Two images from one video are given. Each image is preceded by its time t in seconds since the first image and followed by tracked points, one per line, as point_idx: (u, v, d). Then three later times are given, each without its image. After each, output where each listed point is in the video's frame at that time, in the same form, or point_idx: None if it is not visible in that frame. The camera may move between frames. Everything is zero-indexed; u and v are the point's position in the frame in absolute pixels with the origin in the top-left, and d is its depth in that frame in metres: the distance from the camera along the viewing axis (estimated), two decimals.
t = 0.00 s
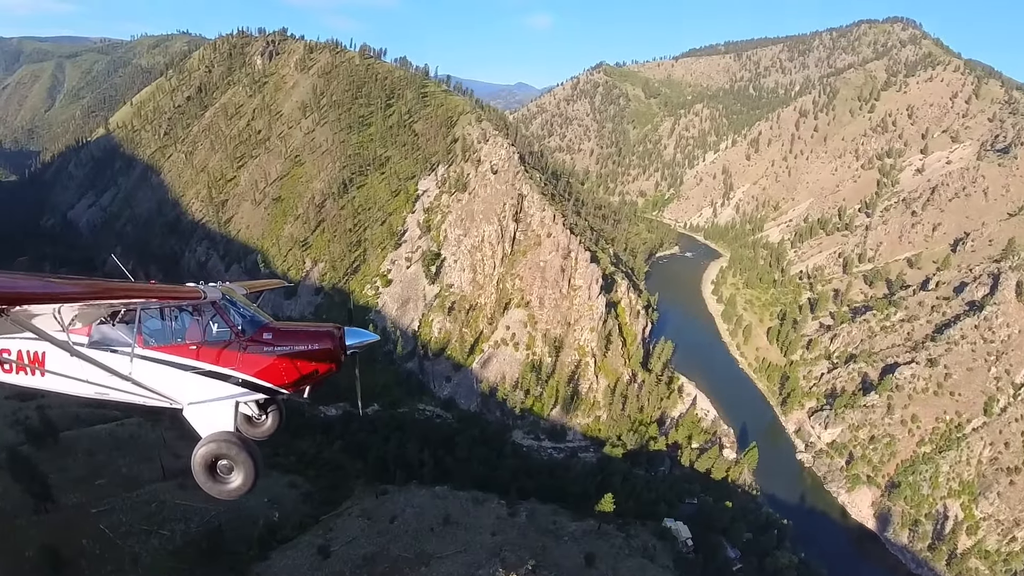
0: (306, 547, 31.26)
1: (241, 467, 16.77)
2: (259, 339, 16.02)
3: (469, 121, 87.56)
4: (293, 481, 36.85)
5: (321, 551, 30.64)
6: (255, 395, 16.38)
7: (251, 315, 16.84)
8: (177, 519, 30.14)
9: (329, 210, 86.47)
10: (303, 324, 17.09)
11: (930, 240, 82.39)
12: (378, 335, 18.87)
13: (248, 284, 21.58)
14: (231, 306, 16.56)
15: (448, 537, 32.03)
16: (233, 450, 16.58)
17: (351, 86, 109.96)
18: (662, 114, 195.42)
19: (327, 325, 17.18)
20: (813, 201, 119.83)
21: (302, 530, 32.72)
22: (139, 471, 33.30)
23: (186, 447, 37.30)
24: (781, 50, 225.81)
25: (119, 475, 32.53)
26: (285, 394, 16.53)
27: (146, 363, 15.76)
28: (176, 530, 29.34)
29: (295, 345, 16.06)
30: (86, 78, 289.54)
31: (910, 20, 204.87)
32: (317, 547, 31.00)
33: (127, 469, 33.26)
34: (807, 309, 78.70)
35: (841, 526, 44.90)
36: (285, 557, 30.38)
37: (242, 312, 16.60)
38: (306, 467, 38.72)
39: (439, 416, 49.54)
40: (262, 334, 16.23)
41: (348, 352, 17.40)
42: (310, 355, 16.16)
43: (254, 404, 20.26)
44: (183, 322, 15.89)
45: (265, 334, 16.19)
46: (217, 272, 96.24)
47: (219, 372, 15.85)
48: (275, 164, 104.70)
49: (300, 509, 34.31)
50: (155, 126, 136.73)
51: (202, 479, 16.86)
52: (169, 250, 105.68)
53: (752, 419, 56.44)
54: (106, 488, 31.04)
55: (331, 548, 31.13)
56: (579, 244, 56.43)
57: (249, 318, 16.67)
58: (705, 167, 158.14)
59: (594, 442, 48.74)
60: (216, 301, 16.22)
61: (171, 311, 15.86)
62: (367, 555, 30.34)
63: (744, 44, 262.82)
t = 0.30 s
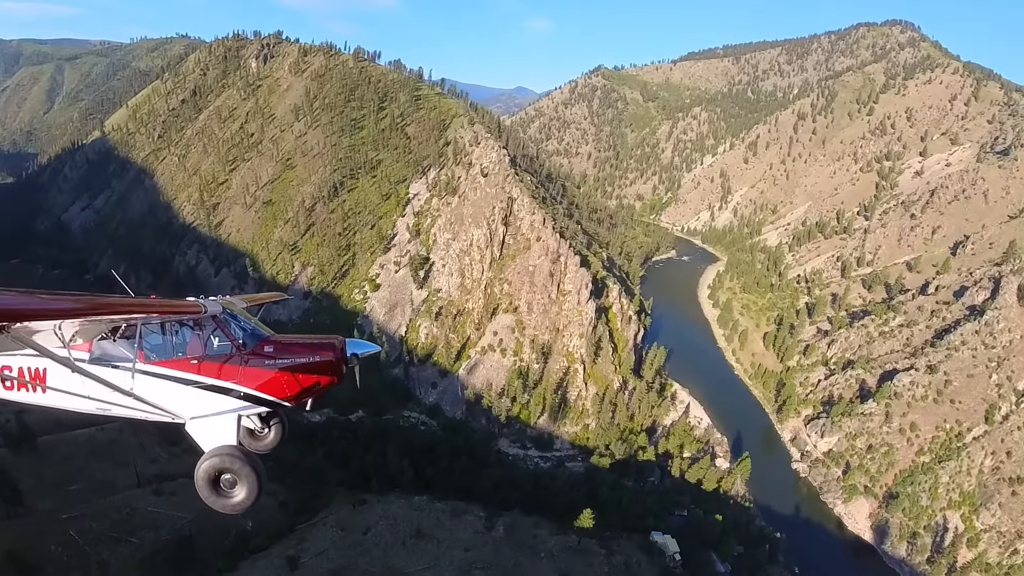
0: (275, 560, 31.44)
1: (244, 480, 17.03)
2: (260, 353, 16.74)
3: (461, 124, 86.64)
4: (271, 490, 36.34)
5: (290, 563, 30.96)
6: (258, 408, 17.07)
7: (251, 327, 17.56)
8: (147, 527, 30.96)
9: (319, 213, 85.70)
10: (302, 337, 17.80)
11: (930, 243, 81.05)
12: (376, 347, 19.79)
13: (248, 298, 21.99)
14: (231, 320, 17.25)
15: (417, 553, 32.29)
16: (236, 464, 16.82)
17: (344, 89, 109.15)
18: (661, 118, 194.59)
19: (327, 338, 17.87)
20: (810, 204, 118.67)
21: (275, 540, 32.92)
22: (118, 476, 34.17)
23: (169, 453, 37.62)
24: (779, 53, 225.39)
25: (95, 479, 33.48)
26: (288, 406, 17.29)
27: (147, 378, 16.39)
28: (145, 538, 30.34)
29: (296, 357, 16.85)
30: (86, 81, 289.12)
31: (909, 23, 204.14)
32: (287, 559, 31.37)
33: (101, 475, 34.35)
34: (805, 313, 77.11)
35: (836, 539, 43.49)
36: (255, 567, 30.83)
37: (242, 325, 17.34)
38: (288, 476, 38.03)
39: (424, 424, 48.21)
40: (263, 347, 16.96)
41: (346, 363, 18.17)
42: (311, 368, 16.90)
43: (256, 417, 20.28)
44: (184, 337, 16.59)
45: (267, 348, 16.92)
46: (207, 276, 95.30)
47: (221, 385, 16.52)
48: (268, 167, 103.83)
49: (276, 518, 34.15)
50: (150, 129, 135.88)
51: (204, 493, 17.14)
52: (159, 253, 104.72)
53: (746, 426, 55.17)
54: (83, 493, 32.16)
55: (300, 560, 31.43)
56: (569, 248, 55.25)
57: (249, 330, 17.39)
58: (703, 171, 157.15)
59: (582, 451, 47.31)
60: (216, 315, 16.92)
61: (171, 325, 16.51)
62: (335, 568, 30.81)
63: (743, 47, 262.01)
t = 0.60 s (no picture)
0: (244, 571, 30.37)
1: (248, 496, 17.90)
2: (262, 368, 17.65)
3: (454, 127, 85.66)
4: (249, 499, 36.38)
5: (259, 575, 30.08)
6: (261, 422, 17.99)
7: (252, 343, 18.46)
8: (117, 534, 31.89)
9: (309, 217, 84.91)
10: (303, 352, 18.74)
11: (930, 246, 79.80)
12: (375, 359, 20.71)
13: (243, 313, 22.85)
14: (231, 336, 18.07)
15: (388, 568, 31.10)
16: (239, 480, 17.70)
17: (338, 92, 108.12)
18: (659, 121, 193.56)
19: (327, 353, 18.84)
20: (809, 208, 117.40)
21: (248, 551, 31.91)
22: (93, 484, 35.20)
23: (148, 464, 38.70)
24: (778, 56, 224.90)
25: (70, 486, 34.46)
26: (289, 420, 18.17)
27: (149, 394, 17.09)
28: (114, 546, 31.03)
29: (297, 372, 17.75)
30: (84, 83, 288.72)
31: (907, 26, 203.53)
32: (257, 570, 30.35)
33: (79, 485, 34.83)
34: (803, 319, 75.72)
35: (832, 552, 42.04)
36: None
37: (243, 341, 18.19)
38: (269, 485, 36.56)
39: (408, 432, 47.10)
40: (264, 362, 17.82)
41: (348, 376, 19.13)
42: (312, 383, 17.83)
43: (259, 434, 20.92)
44: (185, 353, 17.38)
45: (268, 363, 17.82)
46: (197, 280, 94.27)
47: (222, 401, 17.34)
48: (260, 171, 102.89)
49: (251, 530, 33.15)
50: (144, 132, 134.98)
51: (208, 509, 18.00)
52: (149, 256, 103.68)
53: (741, 434, 53.93)
54: (56, 499, 33.18)
55: (270, 571, 30.38)
56: (558, 252, 54.08)
57: (250, 345, 18.29)
58: (701, 174, 155.96)
59: (569, 461, 46.09)
60: (217, 331, 17.76)
61: (173, 342, 17.29)
62: None
63: (741, 50, 261.26)
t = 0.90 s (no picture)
0: None
1: (252, 511, 17.60)
2: (264, 383, 17.37)
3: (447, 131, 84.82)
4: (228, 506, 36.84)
5: None
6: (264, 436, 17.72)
7: (253, 357, 18.25)
8: (91, 539, 30.83)
9: (299, 221, 84.38)
10: (304, 364, 18.40)
11: (930, 250, 78.52)
12: (378, 370, 20.43)
13: (244, 327, 22.56)
14: (233, 351, 17.96)
15: None
16: (243, 494, 17.38)
17: (331, 95, 107.11)
18: (657, 124, 192.53)
19: (328, 364, 18.52)
20: (807, 211, 116.00)
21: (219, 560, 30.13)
22: (67, 495, 35.29)
23: (132, 478, 39.67)
24: (776, 60, 224.02)
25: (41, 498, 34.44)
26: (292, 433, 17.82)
27: (150, 410, 17.06)
28: (84, 553, 29.30)
29: (299, 386, 17.45)
30: (83, 86, 288.35)
31: (906, 29, 202.93)
32: None
33: (55, 494, 35.16)
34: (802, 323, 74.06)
35: (828, 566, 40.68)
36: None
37: (243, 355, 18.03)
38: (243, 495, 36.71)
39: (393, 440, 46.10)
40: (265, 376, 17.59)
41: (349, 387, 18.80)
42: (313, 396, 17.44)
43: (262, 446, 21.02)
44: (186, 368, 17.28)
45: (270, 377, 17.53)
46: (187, 284, 93.18)
47: (224, 415, 17.16)
48: (251, 174, 102.09)
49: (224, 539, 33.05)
50: (138, 135, 134.25)
51: (212, 524, 17.71)
52: (139, 259, 102.49)
53: (735, 442, 52.67)
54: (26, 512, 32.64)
55: None
56: (547, 257, 53.00)
57: (251, 361, 18.08)
58: (699, 178, 154.64)
59: (557, 472, 44.64)
60: (218, 346, 17.66)
61: (174, 357, 17.18)
62: None
63: (741, 54, 260.33)
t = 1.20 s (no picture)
0: None
1: (253, 524, 17.14)
2: (263, 395, 17.24)
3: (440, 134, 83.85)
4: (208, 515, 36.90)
5: None
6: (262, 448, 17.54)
7: (251, 369, 18.07)
8: (64, 549, 30.18)
9: (289, 225, 83.49)
10: (303, 376, 18.34)
11: (930, 253, 77.28)
12: (375, 381, 20.54)
13: (243, 340, 22.15)
14: (230, 363, 17.74)
15: None
16: (244, 507, 16.97)
17: (324, 98, 106.18)
18: (655, 128, 191.55)
19: (328, 375, 18.49)
20: (806, 214, 114.77)
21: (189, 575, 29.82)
22: (41, 503, 34.51)
23: (109, 486, 39.07)
24: (775, 63, 223.37)
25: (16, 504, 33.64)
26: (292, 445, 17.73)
27: (149, 425, 16.75)
28: (55, 562, 28.89)
29: (298, 398, 17.34)
30: (82, 88, 287.72)
31: (906, 32, 202.27)
32: None
33: (29, 500, 34.45)
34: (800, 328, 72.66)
35: None
36: None
37: (241, 368, 17.85)
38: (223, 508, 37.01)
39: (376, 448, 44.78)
40: (264, 388, 17.42)
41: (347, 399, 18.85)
42: (314, 407, 17.43)
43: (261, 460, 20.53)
44: (185, 382, 17.02)
45: (269, 389, 17.40)
46: (176, 288, 92.09)
47: (223, 428, 16.95)
48: (243, 178, 101.18)
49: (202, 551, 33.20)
50: (133, 138, 133.47)
51: (213, 538, 17.19)
52: (129, 263, 101.43)
53: (731, 450, 51.42)
54: None
55: None
56: (537, 262, 51.79)
57: (250, 372, 17.90)
58: (697, 181, 153.47)
59: (544, 482, 43.27)
60: (216, 359, 17.38)
61: (172, 371, 16.93)
62: None
63: (740, 58, 259.53)
